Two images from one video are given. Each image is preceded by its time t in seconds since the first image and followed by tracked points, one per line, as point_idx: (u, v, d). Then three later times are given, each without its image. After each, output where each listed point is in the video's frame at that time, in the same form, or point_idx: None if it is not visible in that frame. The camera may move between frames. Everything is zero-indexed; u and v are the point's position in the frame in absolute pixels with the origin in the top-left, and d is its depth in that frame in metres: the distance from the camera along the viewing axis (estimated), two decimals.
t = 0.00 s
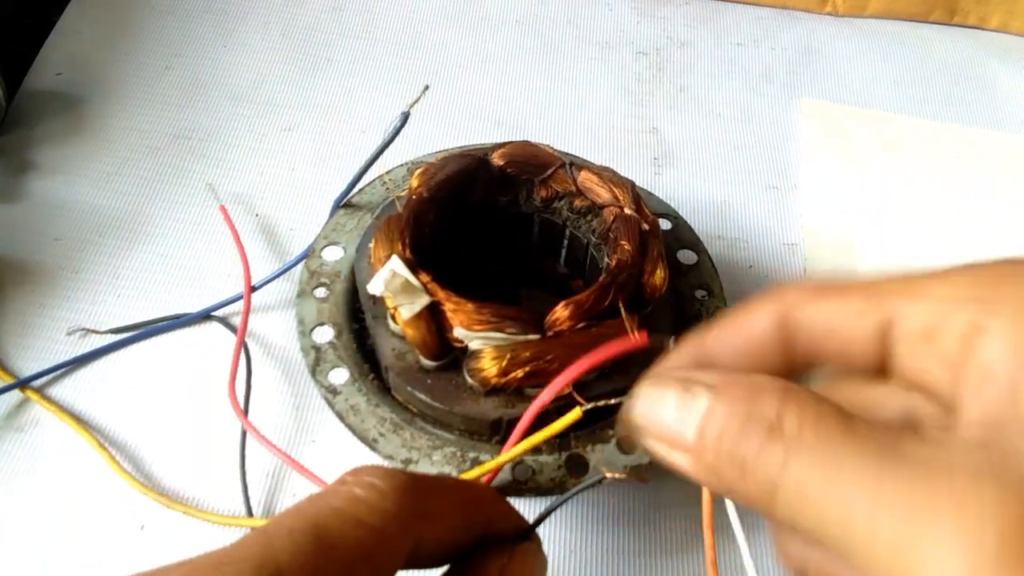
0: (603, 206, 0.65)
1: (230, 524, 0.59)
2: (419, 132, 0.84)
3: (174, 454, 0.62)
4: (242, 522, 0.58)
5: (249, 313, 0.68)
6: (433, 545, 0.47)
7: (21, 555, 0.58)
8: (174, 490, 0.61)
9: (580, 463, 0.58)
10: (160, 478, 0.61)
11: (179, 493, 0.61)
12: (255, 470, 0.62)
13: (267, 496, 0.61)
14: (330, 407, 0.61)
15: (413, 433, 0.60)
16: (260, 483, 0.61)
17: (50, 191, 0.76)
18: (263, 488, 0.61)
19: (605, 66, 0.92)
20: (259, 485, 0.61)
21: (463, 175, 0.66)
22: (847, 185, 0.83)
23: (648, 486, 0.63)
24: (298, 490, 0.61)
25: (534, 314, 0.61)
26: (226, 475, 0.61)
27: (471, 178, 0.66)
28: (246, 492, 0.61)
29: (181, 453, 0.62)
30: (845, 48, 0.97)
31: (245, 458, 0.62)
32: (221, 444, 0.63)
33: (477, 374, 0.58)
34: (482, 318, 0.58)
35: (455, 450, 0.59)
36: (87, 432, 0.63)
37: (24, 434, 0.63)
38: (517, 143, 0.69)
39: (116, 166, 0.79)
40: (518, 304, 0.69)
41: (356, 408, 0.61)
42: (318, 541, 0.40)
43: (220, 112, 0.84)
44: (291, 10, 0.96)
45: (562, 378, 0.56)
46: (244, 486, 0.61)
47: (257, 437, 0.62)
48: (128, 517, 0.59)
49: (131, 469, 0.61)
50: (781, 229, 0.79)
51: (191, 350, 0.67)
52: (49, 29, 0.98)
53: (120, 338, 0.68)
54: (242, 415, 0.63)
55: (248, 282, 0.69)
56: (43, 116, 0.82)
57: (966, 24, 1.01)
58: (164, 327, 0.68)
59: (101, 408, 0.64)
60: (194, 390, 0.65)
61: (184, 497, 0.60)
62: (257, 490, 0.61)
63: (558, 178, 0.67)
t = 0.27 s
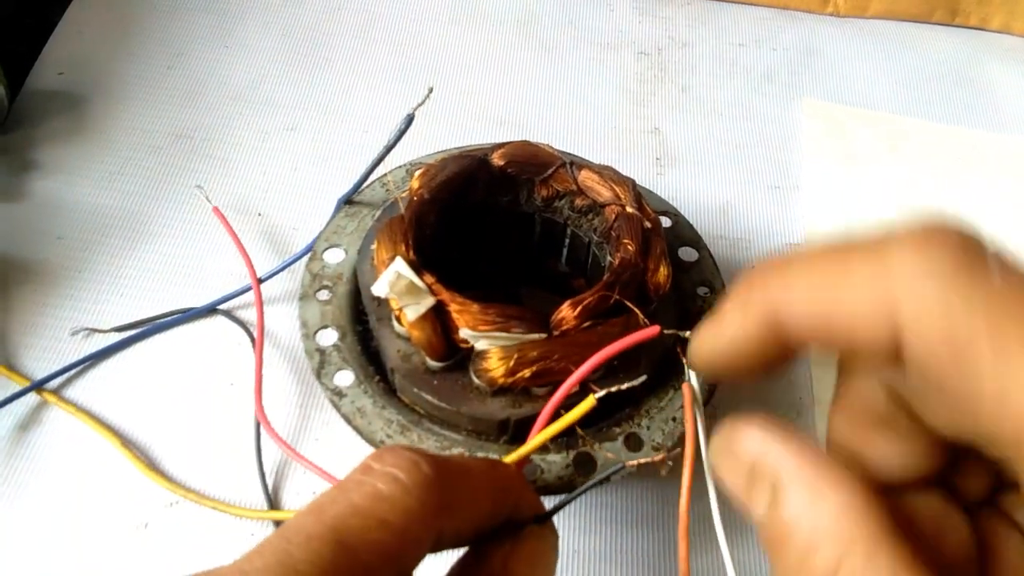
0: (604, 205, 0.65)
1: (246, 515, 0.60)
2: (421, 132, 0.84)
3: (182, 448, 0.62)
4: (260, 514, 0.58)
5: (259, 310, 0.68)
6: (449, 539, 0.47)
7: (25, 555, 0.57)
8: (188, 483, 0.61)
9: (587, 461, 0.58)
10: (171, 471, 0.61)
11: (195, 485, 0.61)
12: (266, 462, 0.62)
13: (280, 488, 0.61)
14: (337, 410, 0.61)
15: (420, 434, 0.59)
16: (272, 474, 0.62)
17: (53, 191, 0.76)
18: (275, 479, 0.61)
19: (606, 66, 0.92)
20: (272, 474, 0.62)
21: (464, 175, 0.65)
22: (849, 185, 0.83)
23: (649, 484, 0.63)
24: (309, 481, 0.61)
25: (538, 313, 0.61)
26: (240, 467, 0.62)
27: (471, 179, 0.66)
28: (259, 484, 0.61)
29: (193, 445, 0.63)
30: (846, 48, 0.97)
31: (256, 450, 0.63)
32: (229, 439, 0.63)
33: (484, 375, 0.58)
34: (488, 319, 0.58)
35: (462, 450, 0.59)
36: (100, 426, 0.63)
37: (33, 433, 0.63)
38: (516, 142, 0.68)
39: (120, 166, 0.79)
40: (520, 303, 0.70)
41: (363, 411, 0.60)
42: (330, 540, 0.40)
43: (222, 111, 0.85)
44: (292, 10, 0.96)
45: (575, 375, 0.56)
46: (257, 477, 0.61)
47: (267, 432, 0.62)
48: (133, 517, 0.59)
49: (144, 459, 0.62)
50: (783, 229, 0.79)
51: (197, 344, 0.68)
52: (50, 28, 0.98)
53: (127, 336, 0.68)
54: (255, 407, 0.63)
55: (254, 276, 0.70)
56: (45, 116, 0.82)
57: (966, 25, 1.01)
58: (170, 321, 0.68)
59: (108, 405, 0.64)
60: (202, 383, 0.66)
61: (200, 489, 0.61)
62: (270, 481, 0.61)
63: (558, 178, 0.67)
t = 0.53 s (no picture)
0: (602, 205, 0.65)
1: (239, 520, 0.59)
2: (419, 132, 0.83)
3: (178, 450, 0.62)
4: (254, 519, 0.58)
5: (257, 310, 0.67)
6: (444, 542, 0.47)
7: (21, 555, 0.57)
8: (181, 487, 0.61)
9: (584, 462, 0.58)
10: (164, 474, 0.61)
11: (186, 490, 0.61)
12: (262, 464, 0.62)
13: (274, 491, 0.61)
14: (334, 411, 0.61)
15: (418, 436, 0.59)
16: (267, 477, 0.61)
17: (51, 191, 0.76)
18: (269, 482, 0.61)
19: (605, 66, 0.92)
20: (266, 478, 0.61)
21: (462, 176, 0.65)
22: (847, 185, 0.83)
23: (647, 486, 0.63)
24: (305, 485, 0.61)
25: (536, 314, 0.61)
26: (233, 472, 0.62)
27: (470, 178, 0.66)
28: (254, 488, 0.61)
29: (187, 450, 0.62)
30: (845, 48, 0.97)
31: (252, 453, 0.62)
32: (226, 442, 0.63)
33: (481, 376, 0.58)
34: (485, 319, 0.58)
35: (460, 451, 0.59)
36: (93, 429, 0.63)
37: (26, 435, 0.63)
38: (515, 143, 0.68)
39: (118, 166, 0.79)
40: (517, 304, 0.69)
41: (360, 412, 0.60)
42: (325, 542, 0.40)
43: (221, 111, 0.84)
44: (291, 10, 0.95)
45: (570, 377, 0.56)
46: (251, 482, 0.61)
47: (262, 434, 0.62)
48: (130, 518, 0.59)
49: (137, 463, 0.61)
50: (782, 229, 0.79)
51: (194, 347, 0.67)
52: (48, 28, 0.98)
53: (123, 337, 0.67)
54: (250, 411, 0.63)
55: (252, 277, 0.70)
56: (43, 115, 0.82)
57: (966, 25, 1.01)
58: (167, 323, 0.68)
59: (104, 407, 0.64)
60: (199, 387, 0.65)
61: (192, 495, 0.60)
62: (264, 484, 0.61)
63: (556, 178, 0.67)
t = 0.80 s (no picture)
0: (602, 205, 0.65)
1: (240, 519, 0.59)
2: (419, 132, 0.84)
3: (179, 450, 0.62)
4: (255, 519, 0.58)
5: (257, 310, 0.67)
6: (445, 541, 0.47)
7: (22, 555, 0.57)
8: (181, 488, 0.61)
9: (584, 461, 0.58)
10: (165, 476, 0.61)
11: (187, 491, 0.61)
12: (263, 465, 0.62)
13: (274, 491, 0.61)
14: (334, 411, 0.61)
15: (418, 435, 0.59)
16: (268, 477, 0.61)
17: (51, 191, 0.76)
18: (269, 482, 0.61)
19: (605, 66, 0.92)
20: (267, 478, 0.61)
21: (462, 176, 0.65)
22: (847, 185, 0.83)
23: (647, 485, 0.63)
24: (306, 485, 0.61)
25: (536, 314, 0.61)
26: (234, 472, 0.62)
27: (470, 178, 0.66)
28: (255, 488, 0.61)
29: (187, 451, 0.62)
30: (845, 48, 0.97)
31: (252, 453, 0.62)
32: (227, 441, 0.63)
33: (481, 376, 0.58)
34: (485, 319, 0.58)
35: (460, 451, 0.59)
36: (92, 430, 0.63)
37: (26, 436, 0.63)
38: (515, 143, 0.68)
39: (117, 166, 0.79)
40: (516, 303, 0.69)
41: (360, 412, 0.60)
42: (327, 539, 0.40)
43: (220, 111, 0.84)
44: (291, 10, 0.95)
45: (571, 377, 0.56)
46: (252, 482, 0.61)
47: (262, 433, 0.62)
48: (131, 517, 0.59)
49: (137, 464, 0.61)
50: (782, 229, 0.79)
51: (193, 347, 0.67)
52: (48, 28, 0.98)
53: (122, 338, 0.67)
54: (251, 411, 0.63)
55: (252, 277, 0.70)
56: (43, 116, 0.82)
57: (965, 25, 1.01)
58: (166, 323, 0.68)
59: (104, 408, 0.64)
60: (198, 387, 0.65)
61: (194, 496, 0.60)
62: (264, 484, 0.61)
63: (556, 178, 0.67)
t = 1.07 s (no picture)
0: (604, 205, 0.65)
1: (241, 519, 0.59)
2: (420, 132, 0.84)
3: (179, 450, 0.62)
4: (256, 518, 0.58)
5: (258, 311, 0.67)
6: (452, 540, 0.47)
7: (23, 555, 0.57)
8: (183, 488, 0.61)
9: (586, 462, 0.58)
10: (167, 476, 0.61)
11: (190, 491, 0.61)
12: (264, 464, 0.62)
13: (277, 490, 0.61)
14: (335, 411, 0.60)
15: (420, 435, 0.59)
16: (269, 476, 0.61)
17: (52, 190, 0.76)
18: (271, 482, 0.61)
19: (606, 66, 0.92)
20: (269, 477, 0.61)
21: (464, 176, 0.65)
22: (848, 185, 0.83)
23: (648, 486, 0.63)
24: (307, 484, 0.61)
25: (538, 314, 0.61)
26: (236, 472, 0.62)
27: (471, 178, 0.66)
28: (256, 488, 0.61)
29: (187, 451, 0.62)
30: (846, 48, 0.97)
31: (253, 452, 0.62)
32: (227, 442, 0.63)
33: (482, 376, 0.58)
34: (487, 320, 0.58)
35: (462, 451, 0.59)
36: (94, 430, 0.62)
37: (27, 436, 0.63)
38: (517, 142, 0.68)
39: (118, 166, 0.79)
40: (518, 304, 0.69)
41: (361, 412, 0.60)
42: (332, 538, 0.40)
43: (221, 111, 0.84)
44: (291, 10, 0.95)
45: (569, 385, 0.55)
46: (254, 481, 0.61)
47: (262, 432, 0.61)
48: (133, 517, 0.59)
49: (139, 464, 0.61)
50: (783, 229, 0.79)
51: (193, 347, 0.67)
52: (48, 28, 0.98)
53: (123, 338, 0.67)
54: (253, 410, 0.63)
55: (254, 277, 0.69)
56: (44, 115, 0.82)
57: (966, 25, 1.01)
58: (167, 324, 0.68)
59: (105, 408, 0.64)
60: (199, 386, 0.65)
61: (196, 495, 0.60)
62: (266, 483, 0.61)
63: (558, 178, 0.67)
